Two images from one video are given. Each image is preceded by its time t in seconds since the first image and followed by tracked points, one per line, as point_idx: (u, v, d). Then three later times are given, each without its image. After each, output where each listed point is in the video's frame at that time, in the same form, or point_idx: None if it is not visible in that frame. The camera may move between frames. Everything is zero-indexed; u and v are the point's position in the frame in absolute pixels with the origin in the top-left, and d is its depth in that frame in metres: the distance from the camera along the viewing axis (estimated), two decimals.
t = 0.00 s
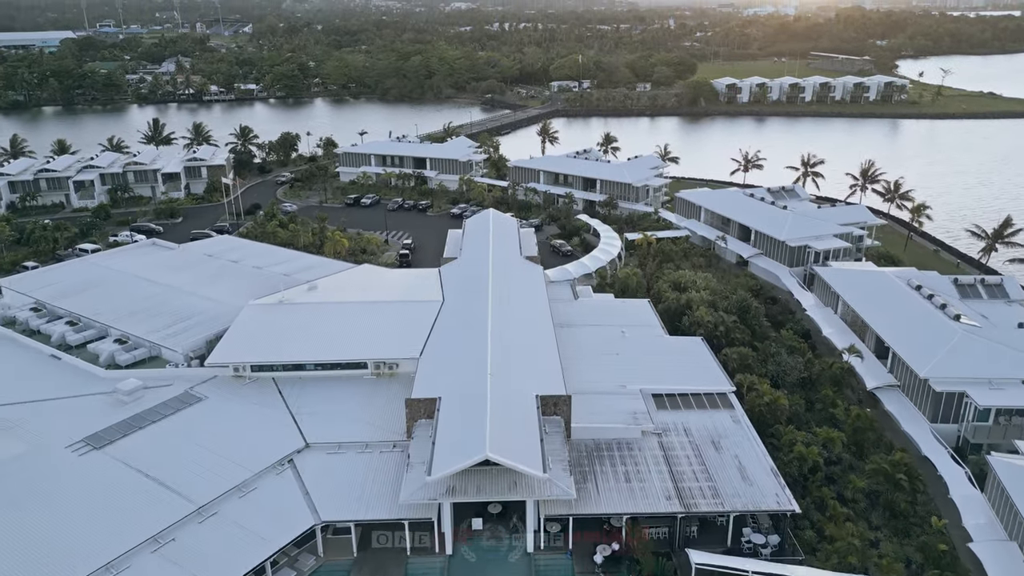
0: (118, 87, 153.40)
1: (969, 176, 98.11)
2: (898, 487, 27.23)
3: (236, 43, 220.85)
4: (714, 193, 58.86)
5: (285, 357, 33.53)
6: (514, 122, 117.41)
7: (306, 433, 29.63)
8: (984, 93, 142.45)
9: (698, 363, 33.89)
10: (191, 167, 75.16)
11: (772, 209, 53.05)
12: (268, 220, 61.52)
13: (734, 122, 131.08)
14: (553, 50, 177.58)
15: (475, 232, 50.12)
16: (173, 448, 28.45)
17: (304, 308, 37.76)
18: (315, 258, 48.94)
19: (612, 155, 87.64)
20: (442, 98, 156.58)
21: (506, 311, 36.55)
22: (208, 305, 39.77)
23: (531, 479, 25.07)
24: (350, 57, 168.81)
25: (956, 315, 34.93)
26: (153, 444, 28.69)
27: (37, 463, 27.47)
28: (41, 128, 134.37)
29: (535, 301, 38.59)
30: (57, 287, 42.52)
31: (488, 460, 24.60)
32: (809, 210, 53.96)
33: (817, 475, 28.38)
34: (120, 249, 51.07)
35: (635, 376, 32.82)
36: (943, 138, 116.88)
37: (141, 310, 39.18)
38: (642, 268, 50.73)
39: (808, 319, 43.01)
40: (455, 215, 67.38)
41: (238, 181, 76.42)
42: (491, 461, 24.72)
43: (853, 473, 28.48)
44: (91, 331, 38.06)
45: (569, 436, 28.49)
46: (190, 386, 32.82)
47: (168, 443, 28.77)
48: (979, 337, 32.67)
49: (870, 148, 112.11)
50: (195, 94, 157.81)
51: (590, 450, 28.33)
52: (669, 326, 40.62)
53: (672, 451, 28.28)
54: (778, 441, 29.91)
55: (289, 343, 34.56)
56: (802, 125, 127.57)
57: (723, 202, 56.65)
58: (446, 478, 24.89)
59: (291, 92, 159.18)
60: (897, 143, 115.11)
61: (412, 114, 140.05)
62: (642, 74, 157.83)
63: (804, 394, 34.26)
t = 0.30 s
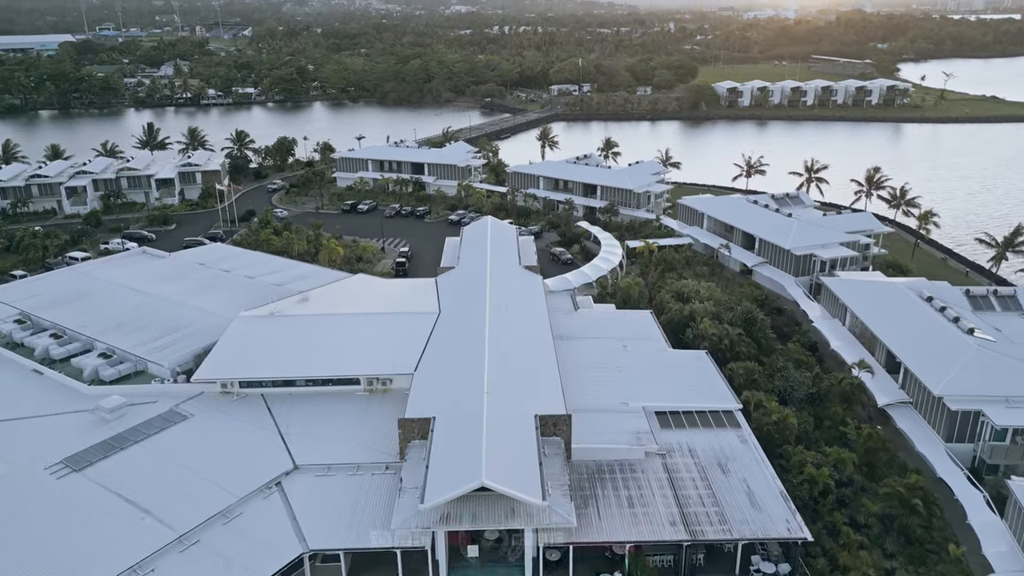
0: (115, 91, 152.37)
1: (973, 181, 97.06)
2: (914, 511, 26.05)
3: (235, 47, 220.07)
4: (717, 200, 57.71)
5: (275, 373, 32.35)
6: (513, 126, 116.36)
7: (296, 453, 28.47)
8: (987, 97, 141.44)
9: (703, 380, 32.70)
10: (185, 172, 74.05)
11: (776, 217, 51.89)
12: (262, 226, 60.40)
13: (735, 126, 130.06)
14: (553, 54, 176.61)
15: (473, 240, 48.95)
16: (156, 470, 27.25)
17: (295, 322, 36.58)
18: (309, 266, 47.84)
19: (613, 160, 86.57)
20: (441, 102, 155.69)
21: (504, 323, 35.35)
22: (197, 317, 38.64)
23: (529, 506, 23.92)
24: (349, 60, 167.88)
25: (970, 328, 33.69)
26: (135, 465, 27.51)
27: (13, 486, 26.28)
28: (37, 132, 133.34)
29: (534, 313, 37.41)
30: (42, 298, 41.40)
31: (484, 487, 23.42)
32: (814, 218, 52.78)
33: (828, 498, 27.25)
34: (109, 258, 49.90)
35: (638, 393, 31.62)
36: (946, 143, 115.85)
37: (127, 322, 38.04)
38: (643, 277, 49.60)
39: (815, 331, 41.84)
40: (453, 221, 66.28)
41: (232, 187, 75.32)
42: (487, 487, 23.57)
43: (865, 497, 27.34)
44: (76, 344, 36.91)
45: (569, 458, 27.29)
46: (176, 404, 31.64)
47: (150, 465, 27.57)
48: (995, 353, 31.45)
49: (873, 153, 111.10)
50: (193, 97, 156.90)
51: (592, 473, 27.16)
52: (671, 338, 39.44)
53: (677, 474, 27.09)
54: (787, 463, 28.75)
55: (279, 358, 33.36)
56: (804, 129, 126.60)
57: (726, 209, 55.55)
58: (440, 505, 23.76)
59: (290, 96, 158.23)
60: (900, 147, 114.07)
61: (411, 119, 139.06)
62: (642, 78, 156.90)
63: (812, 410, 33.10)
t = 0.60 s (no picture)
0: (112, 95, 151.15)
1: (979, 187, 95.86)
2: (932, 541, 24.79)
3: (234, 51, 219.27)
4: (720, 207, 56.47)
5: (262, 391, 31.06)
6: (513, 131, 115.24)
7: (283, 477, 27.17)
8: (990, 101, 140.36)
9: (709, 398, 31.43)
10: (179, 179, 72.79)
11: (782, 225, 50.67)
12: (255, 234, 59.17)
13: (737, 130, 128.92)
14: (553, 58, 175.56)
15: (470, 249, 47.70)
16: (135, 496, 25.91)
17: (285, 337, 35.31)
18: (301, 277, 46.57)
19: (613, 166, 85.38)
20: (440, 106, 154.71)
21: (501, 337, 34.07)
22: (185, 331, 37.40)
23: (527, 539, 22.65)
24: (348, 64, 166.81)
25: (986, 344, 32.46)
26: (114, 491, 26.19)
27: None
28: (32, 137, 132.22)
29: (533, 327, 36.13)
30: (25, 311, 40.17)
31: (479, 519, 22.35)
32: (820, 226, 51.55)
33: (842, 526, 25.96)
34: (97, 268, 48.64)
35: (641, 413, 30.34)
36: (950, 148, 114.74)
37: (112, 337, 36.80)
38: (645, 288, 48.34)
39: (824, 345, 40.56)
40: (451, 228, 65.06)
41: (227, 193, 74.11)
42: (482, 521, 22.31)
43: (880, 524, 26.05)
44: (59, 359, 35.63)
45: (569, 483, 26.02)
46: (160, 425, 30.32)
47: (130, 490, 26.24)
48: (1013, 371, 30.19)
49: (876, 158, 109.96)
50: (190, 102, 155.83)
51: (593, 499, 25.88)
52: (675, 353, 38.19)
53: (682, 500, 25.82)
54: (798, 488, 27.46)
55: (267, 376, 32.09)
56: (806, 134, 125.51)
57: (729, 217, 54.37)
58: (432, 539, 22.47)
59: (288, 101, 157.17)
60: (903, 152, 112.92)
61: (410, 123, 137.98)
62: (643, 82, 155.89)
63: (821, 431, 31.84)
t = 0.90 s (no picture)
0: (109, 99, 150.18)
1: (983, 192, 94.75)
2: (952, 571, 23.57)
3: (233, 55, 218.56)
4: (723, 215, 55.31)
5: (250, 410, 29.93)
6: (512, 136, 114.20)
7: (269, 502, 25.94)
8: (993, 105, 139.41)
9: (714, 417, 30.22)
10: (173, 185, 71.54)
11: (786, 234, 49.51)
12: (249, 241, 57.97)
13: (738, 135, 127.95)
14: (552, 62, 174.70)
15: (467, 259, 46.51)
16: (112, 523, 24.66)
17: (275, 352, 34.17)
18: (295, 286, 45.43)
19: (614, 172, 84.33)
20: (439, 110, 153.88)
21: (498, 350, 33.10)
22: (172, 345, 36.22)
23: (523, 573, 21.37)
24: (346, 68, 165.85)
25: (1001, 360, 31.29)
26: (91, 517, 24.95)
27: None
28: (28, 141, 131.15)
29: (531, 340, 35.04)
30: (8, 325, 38.96)
31: (475, 555, 20.84)
32: (826, 234, 50.35)
33: (855, 554, 24.74)
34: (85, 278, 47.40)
35: (644, 433, 29.15)
36: (953, 153, 113.67)
37: (96, 352, 35.63)
38: (648, 298, 47.15)
39: (832, 359, 39.39)
40: (449, 236, 63.92)
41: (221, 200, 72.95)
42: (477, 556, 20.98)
43: (895, 553, 24.83)
44: (40, 375, 34.45)
45: (569, 509, 24.78)
46: (140, 446, 29.03)
47: (107, 517, 24.97)
48: None
49: (878, 163, 108.92)
50: (188, 106, 154.86)
51: (594, 527, 24.64)
52: (679, 367, 37.00)
53: (687, 527, 24.60)
54: (809, 513, 26.21)
55: (255, 394, 30.95)
56: (807, 139, 124.48)
57: (732, 225, 53.22)
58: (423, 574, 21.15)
59: (286, 105, 156.20)
60: (906, 157, 111.83)
61: (408, 128, 136.95)
62: (643, 86, 154.98)
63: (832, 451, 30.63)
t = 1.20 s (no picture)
0: (106, 104, 149.01)
1: (988, 198, 93.53)
2: None
3: (232, 59, 217.79)
4: (726, 223, 54.03)
5: (237, 432, 28.66)
6: (511, 142, 113.06)
7: (253, 532, 24.60)
8: (996, 110, 138.30)
9: (721, 438, 29.00)
10: (166, 192, 70.37)
11: (793, 243, 48.27)
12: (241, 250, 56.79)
13: (740, 140, 126.76)
14: (552, 66, 173.61)
15: (464, 269, 45.35)
16: (85, 556, 23.30)
17: (265, 369, 32.93)
18: (286, 298, 44.14)
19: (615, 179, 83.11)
20: (438, 115, 152.83)
21: (496, 358, 32.62)
22: (159, 362, 34.98)
23: None
24: (345, 73, 164.81)
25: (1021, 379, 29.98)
26: (63, 548, 23.61)
27: None
28: (24, 146, 130.03)
29: (530, 352, 34.12)
30: None
31: None
32: (833, 244, 49.09)
33: None
34: (72, 289, 46.18)
35: (649, 457, 27.88)
36: (957, 158, 112.50)
37: (79, 368, 34.37)
38: (650, 310, 45.88)
39: (842, 374, 38.07)
40: (447, 244, 62.64)
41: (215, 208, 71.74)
42: None
43: None
44: (20, 393, 33.23)
45: (569, 540, 23.51)
46: (120, 470, 27.72)
47: (81, 548, 23.64)
48: None
49: (881, 168, 107.71)
50: (185, 110, 153.77)
51: (595, 559, 23.40)
52: (683, 384, 35.73)
53: (695, 559, 23.27)
54: (821, 544, 24.89)
55: (243, 415, 29.67)
56: (809, 143, 123.39)
57: (736, 234, 51.99)
58: None
59: (284, 109, 155.17)
60: (909, 163, 110.65)
61: (407, 133, 135.85)
62: (644, 90, 153.98)
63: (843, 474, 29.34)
